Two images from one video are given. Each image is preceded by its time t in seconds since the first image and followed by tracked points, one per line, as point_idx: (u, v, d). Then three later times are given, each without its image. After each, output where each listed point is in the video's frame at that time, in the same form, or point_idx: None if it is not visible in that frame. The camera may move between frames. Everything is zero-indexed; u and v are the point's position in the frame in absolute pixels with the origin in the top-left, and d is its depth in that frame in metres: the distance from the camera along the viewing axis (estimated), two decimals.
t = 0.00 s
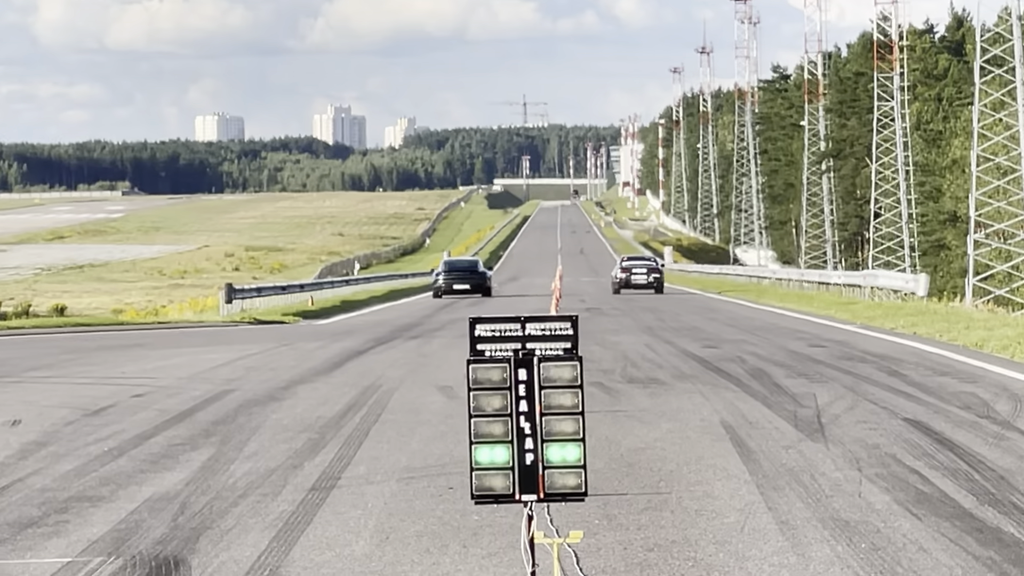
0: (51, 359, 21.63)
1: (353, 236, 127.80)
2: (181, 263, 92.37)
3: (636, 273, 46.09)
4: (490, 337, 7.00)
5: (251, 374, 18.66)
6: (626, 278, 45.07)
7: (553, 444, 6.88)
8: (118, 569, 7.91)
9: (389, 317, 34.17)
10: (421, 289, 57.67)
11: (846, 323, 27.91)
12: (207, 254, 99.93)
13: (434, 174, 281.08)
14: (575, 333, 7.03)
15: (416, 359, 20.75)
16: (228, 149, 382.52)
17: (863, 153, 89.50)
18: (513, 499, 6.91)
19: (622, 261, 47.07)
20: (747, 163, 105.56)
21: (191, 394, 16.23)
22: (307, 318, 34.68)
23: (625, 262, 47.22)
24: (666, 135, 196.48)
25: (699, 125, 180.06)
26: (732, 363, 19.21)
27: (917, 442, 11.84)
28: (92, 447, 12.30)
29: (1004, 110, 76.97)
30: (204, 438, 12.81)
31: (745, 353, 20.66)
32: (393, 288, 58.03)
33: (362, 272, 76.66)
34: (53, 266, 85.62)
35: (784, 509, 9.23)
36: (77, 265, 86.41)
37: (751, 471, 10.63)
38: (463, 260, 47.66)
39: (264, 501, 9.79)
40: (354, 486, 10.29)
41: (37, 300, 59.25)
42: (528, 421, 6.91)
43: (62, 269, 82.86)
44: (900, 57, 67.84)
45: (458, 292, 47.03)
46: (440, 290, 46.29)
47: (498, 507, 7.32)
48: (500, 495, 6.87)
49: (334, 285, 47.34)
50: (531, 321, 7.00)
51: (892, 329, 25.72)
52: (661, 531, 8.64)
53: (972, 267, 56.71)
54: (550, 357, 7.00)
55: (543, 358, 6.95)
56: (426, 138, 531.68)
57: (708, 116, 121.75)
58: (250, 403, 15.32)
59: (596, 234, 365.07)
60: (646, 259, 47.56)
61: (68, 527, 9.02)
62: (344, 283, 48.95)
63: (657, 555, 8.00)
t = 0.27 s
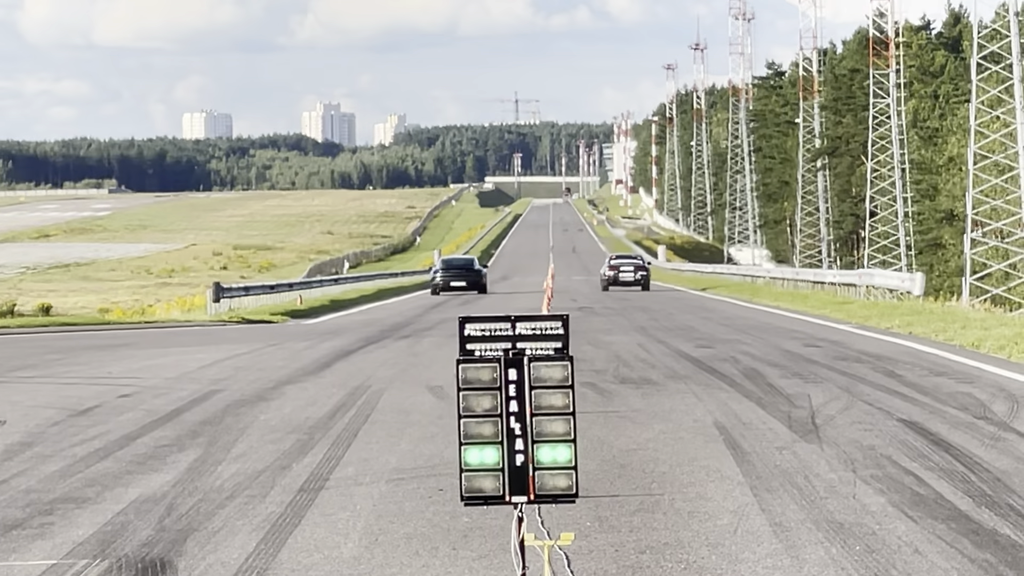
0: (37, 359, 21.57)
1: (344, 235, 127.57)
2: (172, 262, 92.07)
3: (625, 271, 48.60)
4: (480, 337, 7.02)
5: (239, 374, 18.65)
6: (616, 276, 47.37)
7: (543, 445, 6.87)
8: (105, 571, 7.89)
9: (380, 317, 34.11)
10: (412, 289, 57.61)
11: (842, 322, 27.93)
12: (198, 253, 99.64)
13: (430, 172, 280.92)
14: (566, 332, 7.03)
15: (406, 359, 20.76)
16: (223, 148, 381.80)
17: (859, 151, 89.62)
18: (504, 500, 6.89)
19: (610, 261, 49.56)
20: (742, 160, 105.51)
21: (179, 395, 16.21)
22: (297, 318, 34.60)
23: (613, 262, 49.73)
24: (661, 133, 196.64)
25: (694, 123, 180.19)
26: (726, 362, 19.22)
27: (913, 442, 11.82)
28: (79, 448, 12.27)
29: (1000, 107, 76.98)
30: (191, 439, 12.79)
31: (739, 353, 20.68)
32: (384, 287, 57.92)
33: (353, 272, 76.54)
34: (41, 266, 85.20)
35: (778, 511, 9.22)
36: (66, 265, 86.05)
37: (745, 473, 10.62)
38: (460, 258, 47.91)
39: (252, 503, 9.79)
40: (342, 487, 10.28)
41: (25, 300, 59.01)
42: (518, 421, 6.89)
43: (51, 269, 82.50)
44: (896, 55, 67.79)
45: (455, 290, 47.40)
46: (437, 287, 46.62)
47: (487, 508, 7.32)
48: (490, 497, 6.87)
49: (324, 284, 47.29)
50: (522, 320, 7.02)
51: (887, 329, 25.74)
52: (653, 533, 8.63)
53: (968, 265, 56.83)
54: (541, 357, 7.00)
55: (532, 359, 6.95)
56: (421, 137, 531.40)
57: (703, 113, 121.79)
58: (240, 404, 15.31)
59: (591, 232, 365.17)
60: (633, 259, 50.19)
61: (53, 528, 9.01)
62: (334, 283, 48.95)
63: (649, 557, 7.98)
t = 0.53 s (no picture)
0: (27, 360, 21.53)
1: (335, 235, 127.44)
2: (163, 263, 91.85)
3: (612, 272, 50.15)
4: (472, 337, 7.00)
5: (230, 375, 18.64)
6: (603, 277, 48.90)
7: (535, 446, 6.87)
8: (95, 574, 7.86)
9: (373, 318, 34.10)
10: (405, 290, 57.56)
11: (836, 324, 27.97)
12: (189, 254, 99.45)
13: (422, 172, 280.74)
14: (559, 333, 7.01)
15: (398, 360, 20.75)
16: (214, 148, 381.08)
17: (853, 152, 89.83)
18: (496, 501, 6.91)
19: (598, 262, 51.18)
20: (736, 161, 105.60)
21: (169, 396, 16.18)
22: (288, 319, 34.56)
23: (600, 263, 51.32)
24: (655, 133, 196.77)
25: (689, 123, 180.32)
26: (720, 363, 19.23)
27: (908, 444, 11.84)
28: (68, 450, 12.24)
29: (994, 107, 77.18)
30: (182, 441, 12.75)
31: (732, 354, 20.71)
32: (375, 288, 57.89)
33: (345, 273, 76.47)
34: (30, 266, 84.97)
35: (771, 513, 9.23)
36: (56, 266, 85.80)
37: (738, 474, 10.63)
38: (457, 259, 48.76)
39: (243, 505, 9.76)
40: (333, 489, 10.26)
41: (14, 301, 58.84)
42: (510, 422, 6.90)
43: (41, 269, 82.26)
44: (890, 55, 67.87)
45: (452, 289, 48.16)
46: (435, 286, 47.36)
47: (479, 508, 7.33)
48: (482, 499, 6.88)
49: (316, 285, 47.30)
50: (514, 320, 6.99)
51: (882, 330, 25.79)
52: (646, 534, 8.63)
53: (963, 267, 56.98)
54: (533, 357, 6.99)
55: (525, 359, 6.94)
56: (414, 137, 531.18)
57: (697, 114, 121.87)
58: (231, 405, 15.29)
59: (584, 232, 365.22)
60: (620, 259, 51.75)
61: (43, 530, 9.00)
62: (326, 284, 49.03)
63: (642, 559, 7.99)
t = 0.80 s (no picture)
0: (26, 360, 21.55)
1: (333, 236, 127.51)
2: (160, 263, 91.80)
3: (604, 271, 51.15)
4: (476, 338, 7.02)
5: (229, 376, 18.65)
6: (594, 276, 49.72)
7: (539, 447, 6.87)
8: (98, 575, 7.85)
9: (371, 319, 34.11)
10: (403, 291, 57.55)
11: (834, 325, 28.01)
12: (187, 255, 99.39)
13: (419, 172, 280.88)
14: (562, 334, 7.03)
15: (397, 360, 20.78)
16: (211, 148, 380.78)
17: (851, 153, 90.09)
18: (499, 502, 6.92)
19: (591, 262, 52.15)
20: (733, 161, 105.73)
21: (169, 396, 16.18)
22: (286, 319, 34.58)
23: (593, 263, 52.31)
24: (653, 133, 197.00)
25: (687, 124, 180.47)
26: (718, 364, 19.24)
27: (907, 445, 11.86)
28: (69, 451, 12.23)
29: (992, 109, 77.32)
30: (182, 441, 12.74)
31: (731, 354, 20.75)
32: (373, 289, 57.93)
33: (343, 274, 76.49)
34: (27, 267, 84.91)
35: (772, 513, 9.24)
36: (53, 266, 85.73)
37: (739, 475, 10.63)
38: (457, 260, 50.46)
39: (244, 506, 9.75)
40: (334, 490, 10.25)
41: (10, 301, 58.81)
42: (514, 422, 6.91)
43: (37, 269, 82.19)
44: (888, 56, 67.98)
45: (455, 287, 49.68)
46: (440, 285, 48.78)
47: (481, 509, 7.34)
48: (485, 499, 6.87)
49: (314, 285, 47.40)
50: (518, 322, 7.02)
51: (879, 331, 25.84)
52: (647, 536, 8.63)
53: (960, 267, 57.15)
54: (536, 359, 7.00)
55: (528, 360, 6.94)
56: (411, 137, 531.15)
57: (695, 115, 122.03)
58: (231, 406, 15.29)
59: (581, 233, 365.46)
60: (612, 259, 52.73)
61: (45, 530, 8.98)
62: (324, 284, 49.20)
63: (643, 560, 7.99)
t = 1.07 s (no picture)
0: (30, 374, 21.55)
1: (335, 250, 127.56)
2: (161, 277, 91.90)
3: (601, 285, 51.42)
4: (488, 351, 7.04)
5: (234, 390, 18.65)
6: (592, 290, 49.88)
7: (551, 460, 6.86)
8: None
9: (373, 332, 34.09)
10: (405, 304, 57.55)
11: (838, 339, 27.96)
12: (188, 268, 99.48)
13: (420, 186, 281.27)
14: (574, 347, 7.05)
15: (400, 374, 20.77)
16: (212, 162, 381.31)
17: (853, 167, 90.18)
18: (512, 514, 6.89)
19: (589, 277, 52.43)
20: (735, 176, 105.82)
21: (174, 410, 16.16)
22: (289, 333, 34.59)
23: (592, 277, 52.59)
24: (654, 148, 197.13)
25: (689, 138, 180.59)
26: (722, 378, 19.21)
27: (914, 459, 11.83)
28: (75, 464, 12.21)
29: (994, 124, 77.38)
30: (188, 455, 12.72)
31: (736, 369, 20.72)
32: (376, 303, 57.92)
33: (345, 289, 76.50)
34: (28, 280, 85.02)
35: (780, 527, 9.22)
36: (55, 280, 85.82)
37: (746, 489, 10.61)
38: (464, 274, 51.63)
39: (251, 519, 9.73)
40: (341, 504, 10.23)
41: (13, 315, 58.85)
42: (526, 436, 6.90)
43: (39, 282, 82.28)
44: (889, 71, 68.06)
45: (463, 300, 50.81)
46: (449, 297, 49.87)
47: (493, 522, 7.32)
48: (497, 512, 6.85)
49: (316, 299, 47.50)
50: (529, 335, 7.04)
51: (884, 345, 25.81)
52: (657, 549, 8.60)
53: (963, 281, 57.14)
54: (549, 371, 7.00)
55: (541, 373, 6.94)
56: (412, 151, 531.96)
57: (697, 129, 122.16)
58: (236, 419, 15.28)
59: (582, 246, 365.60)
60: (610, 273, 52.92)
61: (53, 544, 8.97)
62: (327, 298, 49.31)
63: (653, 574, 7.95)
